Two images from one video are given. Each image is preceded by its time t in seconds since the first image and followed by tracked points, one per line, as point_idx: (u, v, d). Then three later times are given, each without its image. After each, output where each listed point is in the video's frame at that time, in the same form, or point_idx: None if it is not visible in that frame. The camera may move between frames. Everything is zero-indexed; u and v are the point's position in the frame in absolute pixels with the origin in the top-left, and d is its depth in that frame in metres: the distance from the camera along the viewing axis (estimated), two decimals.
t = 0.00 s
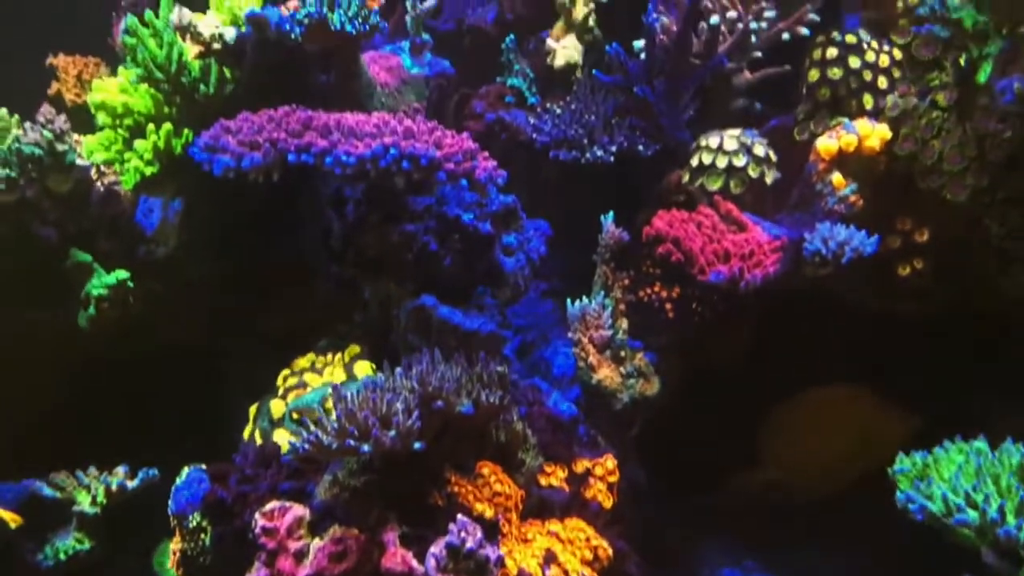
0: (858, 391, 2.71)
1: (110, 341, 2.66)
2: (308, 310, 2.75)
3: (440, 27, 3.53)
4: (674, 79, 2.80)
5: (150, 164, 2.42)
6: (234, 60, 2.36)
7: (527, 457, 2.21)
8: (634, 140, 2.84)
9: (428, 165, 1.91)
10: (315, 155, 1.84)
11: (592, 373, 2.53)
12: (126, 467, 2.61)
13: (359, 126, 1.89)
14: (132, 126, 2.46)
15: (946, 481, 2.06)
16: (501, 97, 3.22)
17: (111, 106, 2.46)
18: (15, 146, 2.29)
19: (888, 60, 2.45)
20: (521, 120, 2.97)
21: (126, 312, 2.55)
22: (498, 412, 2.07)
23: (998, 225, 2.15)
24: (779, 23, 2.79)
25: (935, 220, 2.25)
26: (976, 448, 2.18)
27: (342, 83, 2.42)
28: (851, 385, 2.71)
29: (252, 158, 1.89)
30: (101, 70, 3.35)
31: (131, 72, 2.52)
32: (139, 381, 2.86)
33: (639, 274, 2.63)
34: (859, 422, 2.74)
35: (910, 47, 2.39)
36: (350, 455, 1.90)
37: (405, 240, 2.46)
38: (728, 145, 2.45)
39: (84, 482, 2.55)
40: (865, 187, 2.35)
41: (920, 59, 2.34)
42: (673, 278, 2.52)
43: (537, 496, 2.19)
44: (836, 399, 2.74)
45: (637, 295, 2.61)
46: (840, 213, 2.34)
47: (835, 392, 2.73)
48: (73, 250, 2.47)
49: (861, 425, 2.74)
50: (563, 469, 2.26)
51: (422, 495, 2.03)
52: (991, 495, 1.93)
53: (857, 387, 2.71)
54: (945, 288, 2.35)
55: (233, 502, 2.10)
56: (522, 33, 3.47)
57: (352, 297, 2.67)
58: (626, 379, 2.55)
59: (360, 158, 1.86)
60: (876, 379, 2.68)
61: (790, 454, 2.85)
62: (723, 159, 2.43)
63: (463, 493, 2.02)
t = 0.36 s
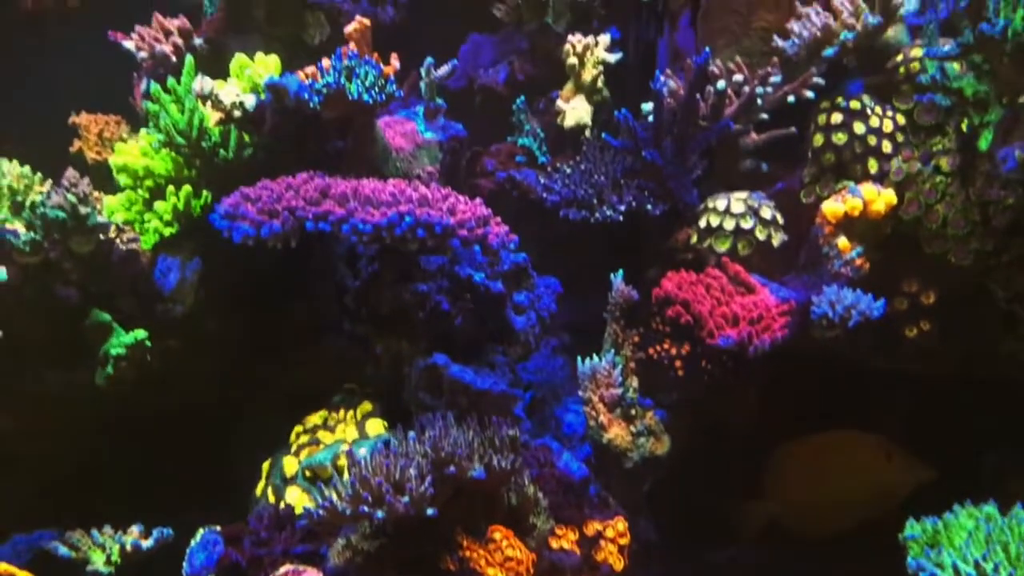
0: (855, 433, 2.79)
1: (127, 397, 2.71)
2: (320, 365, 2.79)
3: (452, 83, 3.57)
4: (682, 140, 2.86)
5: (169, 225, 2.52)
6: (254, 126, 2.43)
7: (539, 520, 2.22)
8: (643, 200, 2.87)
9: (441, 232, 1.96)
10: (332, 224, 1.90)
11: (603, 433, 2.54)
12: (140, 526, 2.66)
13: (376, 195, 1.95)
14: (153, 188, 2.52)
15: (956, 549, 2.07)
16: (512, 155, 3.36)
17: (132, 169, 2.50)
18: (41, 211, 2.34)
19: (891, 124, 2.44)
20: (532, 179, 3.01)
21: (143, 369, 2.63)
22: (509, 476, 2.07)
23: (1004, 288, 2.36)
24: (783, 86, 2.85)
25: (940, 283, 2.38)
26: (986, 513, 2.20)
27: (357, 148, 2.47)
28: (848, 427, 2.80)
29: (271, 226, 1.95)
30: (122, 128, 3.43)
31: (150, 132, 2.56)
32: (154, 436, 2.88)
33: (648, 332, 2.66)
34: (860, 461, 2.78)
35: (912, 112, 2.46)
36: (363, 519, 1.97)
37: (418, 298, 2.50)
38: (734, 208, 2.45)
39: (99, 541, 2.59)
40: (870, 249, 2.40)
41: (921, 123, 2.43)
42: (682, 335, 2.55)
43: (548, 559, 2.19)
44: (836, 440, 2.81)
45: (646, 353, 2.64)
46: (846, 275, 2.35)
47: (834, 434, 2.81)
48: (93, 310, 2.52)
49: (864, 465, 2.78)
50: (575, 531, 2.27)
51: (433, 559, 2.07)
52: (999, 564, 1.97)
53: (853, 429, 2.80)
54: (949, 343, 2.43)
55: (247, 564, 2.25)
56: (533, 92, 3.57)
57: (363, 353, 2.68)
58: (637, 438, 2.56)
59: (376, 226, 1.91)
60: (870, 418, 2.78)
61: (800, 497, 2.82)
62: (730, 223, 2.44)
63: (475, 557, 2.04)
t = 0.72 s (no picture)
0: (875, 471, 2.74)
1: (137, 442, 2.70)
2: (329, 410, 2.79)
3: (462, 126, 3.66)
4: (693, 187, 2.87)
5: (183, 271, 2.53)
6: (268, 174, 2.43)
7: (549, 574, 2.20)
8: (654, 247, 2.86)
9: (455, 282, 1.95)
10: (346, 273, 1.90)
11: (615, 481, 2.53)
12: None
13: (389, 245, 1.95)
14: (168, 234, 2.54)
15: None
16: (523, 201, 3.39)
17: (147, 216, 2.53)
18: (55, 258, 2.31)
19: (902, 174, 2.45)
20: (543, 224, 3.03)
21: (154, 416, 2.61)
22: (521, 529, 2.07)
23: (1019, 338, 2.34)
24: (794, 134, 2.89)
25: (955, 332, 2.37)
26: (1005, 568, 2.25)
27: (370, 197, 2.48)
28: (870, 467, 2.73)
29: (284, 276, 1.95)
30: (137, 172, 3.42)
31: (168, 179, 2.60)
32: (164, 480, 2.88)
33: (660, 378, 2.64)
34: (877, 496, 2.76)
35: (924, 161, 2.48)
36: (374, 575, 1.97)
37: (430, 345, 2.49)
38: (746, 257, 2.47)
39: None
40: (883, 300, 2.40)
41: (932, 172, 2.46)
42: (694, 381, 2.51)
43: None
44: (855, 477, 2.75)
45: (659, 400, 2.62)
46: (860, 324, 2.32)
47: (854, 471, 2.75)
48: (106, 356, 2.52)
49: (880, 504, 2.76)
50: None
51: None
52: None
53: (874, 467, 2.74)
54: (966, 392, 2.41)
55: None
56: (544, 138, 3.59)
57: (375, 399, 2.68)
58: (649, 487, 2.55)
59: (389, 276, 1.91)
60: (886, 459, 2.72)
61: (812, 532, 2.84)
62: (742, 271, 2.45)
63: None
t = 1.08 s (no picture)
0: (887, 501, 2.59)
1: (144, 481, 2.69)
2: (337, 448, 2.77)
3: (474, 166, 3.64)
4: (703, 227, 2.84)
5: (192, 310, 2.48)
6: (279, 215, 2.44)
7: None
8: (662, 286, 2.84)
9: (464, 323, 1.95)
10: (355, 316, 1.90)
11: (625, 523, 2.50)
12: None
13: (398, 287, 1.95)
14: (178, 273, 2.50)
15: None
16: (533, 238, 3.43)
17: (158, 254, 2.48)
18: (66, 298, 2.34)
19: (913, 214, 2.44)
20: (552, 261, 3.03)
21: (162, 455, 2.61)
22: None
23: None
24: (803, 172, 2.87)
25: (968, 374, 2.36)
26: None
27: (381, 236, 2.51)
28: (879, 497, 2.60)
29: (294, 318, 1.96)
30: (149, 210, 3.40)
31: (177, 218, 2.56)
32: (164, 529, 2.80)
33: (670, 417, 2.61)
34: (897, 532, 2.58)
35: (935, 201, 2.44)
36: None
37: (438, 384, 2.47)
38: (757, 297, 2.45)
39: None
40: (896, 341, 2.38)
41: (944, 214, 2.42)
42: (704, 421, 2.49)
43: None
44: (866, 510, 2.62)
45: (668, 440, 2.58)
46: (872, 366, 2.31)
47: (865, 503, 2.62)
48: (115, 395, 2.53)
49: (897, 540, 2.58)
50: None
51: None
52: None
53: (886, 497, 2.60)
54: (976, 436, 2.41)
55: None
56: (553, 174, 3.59)
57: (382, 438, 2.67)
58: (660, 529, 2.50)
59: (399, 318, 1.91)
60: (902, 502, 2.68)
61: None
62: (753, 311, 2.43)
63: None
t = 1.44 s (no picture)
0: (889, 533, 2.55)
1: (154, 519, 2.66)
2: (350, 486, 2.77)
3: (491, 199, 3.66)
4: (717, 265, 2.84)
5: (206, 347, 2.50)
6: (294, 253, 2.45)
7: None
8: (676, 323, 2.84)
9: (477, 365, 1.92)
10: (369, 357, 1.90)
11: (639, 564, 2.46)
12: None
13: (412, 329, 1.94)
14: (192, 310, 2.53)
15: None
16: (544, 274, 3.45)
17: (172, 292, 2.50)
18: (81, 336, 2.36)
19: (928, 254, 2.43)
20: (565, 297, 3.06)
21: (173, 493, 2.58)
22: None
23: None
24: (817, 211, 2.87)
25: (985, 416, 2.33)
26: None
27: (394, 275, 2.50)
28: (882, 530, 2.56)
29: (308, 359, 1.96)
30: (163, 244, 3.45)
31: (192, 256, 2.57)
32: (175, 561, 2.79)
33: (684, 456, 2.61)
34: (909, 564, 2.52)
35: (950, 241, 2.43)
36: None
37: (450, 424, 2.47)
38: (771, 336, 2.44)
39: None
40: (912, 382, 2.36)
41: (959, 253, 2.40)
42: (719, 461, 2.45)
43: None
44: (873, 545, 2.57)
45: (682, 479, 2.57)
46: (888, 408, 2.29)
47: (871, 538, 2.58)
48: (127, 433, 2.51)
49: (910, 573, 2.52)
50: None
51: None
52: None
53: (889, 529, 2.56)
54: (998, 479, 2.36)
55: None
56: (565, 210, 3.61)
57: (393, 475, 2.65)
58: (674, 571, 2.45)
59: (412, 360, 1.91)
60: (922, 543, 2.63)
61: None
62: (767, 351, 2.42)
63: None
